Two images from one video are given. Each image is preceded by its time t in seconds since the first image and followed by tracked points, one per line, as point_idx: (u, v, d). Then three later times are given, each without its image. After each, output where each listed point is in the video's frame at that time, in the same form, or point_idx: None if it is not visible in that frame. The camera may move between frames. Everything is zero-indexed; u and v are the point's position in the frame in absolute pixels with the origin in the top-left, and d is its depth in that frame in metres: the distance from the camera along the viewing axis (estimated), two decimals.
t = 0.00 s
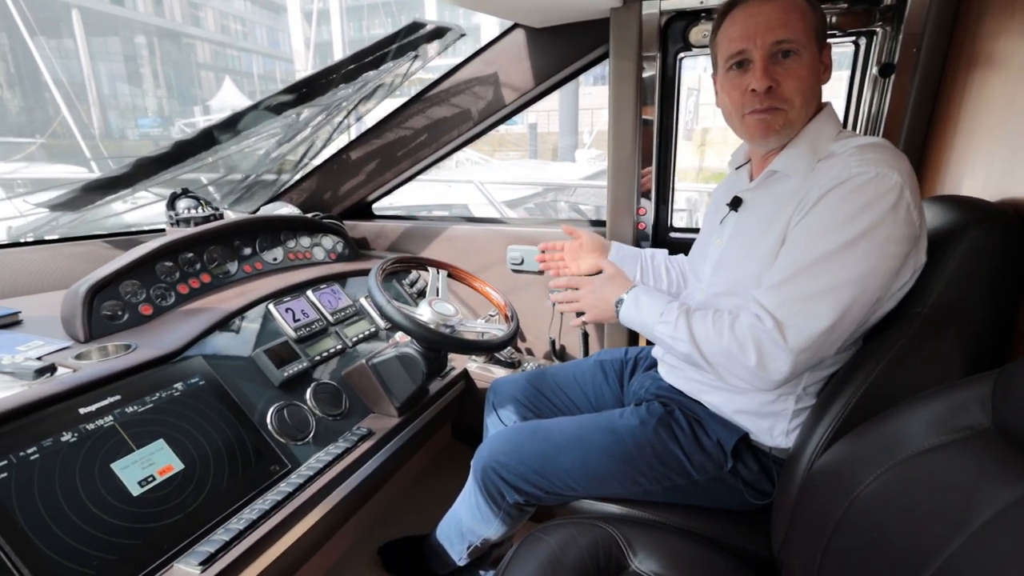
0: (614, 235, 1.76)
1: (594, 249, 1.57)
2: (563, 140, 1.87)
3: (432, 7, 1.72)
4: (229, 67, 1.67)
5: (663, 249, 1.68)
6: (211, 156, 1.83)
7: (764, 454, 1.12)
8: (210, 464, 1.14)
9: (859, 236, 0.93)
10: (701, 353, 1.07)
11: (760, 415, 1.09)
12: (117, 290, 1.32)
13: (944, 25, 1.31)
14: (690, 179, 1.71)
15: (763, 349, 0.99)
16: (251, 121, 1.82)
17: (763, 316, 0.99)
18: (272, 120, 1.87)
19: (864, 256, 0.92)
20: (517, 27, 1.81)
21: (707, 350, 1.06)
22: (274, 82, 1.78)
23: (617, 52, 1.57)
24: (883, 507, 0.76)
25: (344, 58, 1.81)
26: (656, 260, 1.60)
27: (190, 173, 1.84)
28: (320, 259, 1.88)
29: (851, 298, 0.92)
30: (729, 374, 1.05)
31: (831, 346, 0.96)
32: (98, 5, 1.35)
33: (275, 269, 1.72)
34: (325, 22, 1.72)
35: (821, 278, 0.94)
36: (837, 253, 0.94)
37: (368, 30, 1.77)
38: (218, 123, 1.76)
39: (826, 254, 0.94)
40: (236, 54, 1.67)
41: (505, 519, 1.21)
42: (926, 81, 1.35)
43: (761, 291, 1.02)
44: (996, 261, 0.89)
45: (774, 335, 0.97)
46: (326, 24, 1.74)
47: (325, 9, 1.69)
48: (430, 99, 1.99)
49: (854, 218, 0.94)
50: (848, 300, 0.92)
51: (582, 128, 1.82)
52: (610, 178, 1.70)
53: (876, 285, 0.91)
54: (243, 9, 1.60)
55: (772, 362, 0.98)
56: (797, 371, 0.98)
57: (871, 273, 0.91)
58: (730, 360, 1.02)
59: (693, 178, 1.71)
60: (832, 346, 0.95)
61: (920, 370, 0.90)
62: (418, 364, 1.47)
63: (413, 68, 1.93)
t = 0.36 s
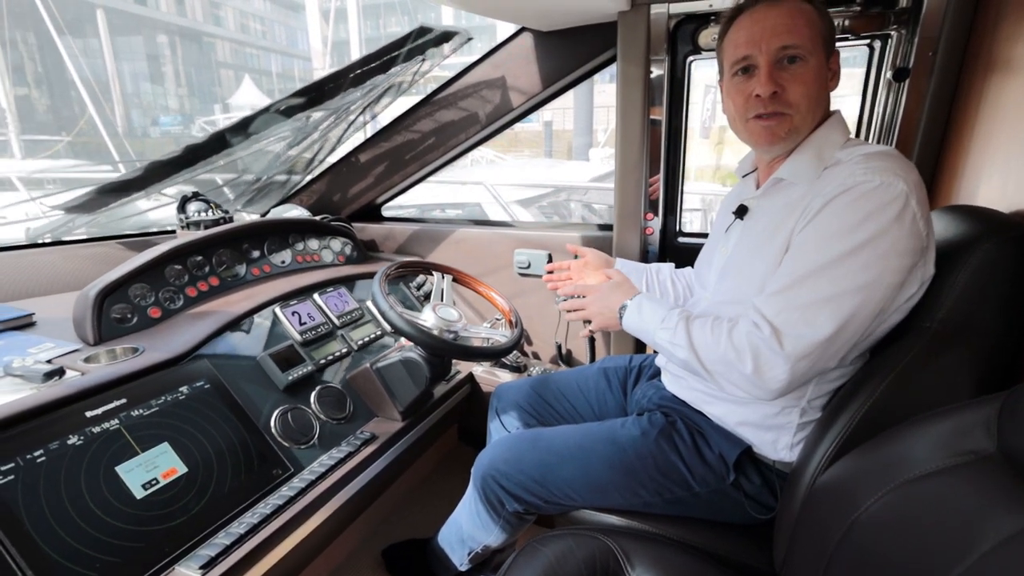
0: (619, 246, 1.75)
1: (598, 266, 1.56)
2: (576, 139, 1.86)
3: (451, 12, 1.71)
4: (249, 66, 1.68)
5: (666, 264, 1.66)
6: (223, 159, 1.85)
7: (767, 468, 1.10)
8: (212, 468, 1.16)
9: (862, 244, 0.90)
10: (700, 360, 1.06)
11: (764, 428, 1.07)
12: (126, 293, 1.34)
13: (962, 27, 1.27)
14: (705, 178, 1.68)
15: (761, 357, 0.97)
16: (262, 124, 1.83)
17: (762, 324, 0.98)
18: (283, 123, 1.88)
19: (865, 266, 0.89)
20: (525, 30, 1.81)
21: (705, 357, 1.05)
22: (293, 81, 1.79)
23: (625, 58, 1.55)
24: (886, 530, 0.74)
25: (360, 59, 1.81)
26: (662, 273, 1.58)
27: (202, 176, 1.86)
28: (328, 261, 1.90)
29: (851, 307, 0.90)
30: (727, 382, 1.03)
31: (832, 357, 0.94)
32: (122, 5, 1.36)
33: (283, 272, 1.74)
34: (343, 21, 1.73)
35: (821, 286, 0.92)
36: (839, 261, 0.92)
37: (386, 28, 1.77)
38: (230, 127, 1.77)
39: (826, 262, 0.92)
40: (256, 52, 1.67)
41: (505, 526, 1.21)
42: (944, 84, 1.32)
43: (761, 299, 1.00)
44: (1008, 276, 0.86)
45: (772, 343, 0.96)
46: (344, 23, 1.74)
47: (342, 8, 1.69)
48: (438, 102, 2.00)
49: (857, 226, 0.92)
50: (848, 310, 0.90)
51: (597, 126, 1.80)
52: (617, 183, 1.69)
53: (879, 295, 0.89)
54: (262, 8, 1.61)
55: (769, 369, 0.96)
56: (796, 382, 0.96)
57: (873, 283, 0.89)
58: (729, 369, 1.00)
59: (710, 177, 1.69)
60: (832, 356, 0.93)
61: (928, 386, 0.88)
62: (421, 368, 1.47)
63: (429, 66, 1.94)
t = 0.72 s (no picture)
0: (629, 243, 1.73)
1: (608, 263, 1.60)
2: (592, 138, 1.84)
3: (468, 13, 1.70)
4: (269, 65, 1.71)
5: (677, 266, 1.64)
6: (235, 161, 1.87)
7: (771, 481, 1.08)
8: (217, 469, 1.18)
9: (866, 249, 0.88)
10: (699, 366, 1.04)
11: (767, 440, 1.05)
12: (137, 296, 1.36)
13: (980, 30, 1.24)
14: (724, 177, 1.65)
15: (762, 363, 0.95)
16: (274, 127, 1.85)
17: (763, 330, 0.96)
18: (294, 126, 1.90)
19: (870, 271, 0.87)
20: (533, 34, 1.82)
21: (705, 364, 1.03)
22: (312, 79, 1.81)
23: (633, 59, 1.55)
24: (888, 551, 0.72)
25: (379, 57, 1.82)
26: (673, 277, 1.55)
27: (214, 179, 1.89)
28: (337, 264, 1.91)
29: (854, 313, 0.88)
30: (728, 389, 1.02)
31: (835, 364, 0.91)
32: (145, 5, 1.40)
33: (291, 274, 1.75)
34: (360, 20, 1.74)
35: (824, 291, 0.90)
36: (842, 266, 0.89)
37: (402, 27, 1.76)
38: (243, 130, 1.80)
39: (829, 267, 0.90)
40: (275, 51, 1.71)
41: (505, 533, 1.20)
42: (961, 89, 1.29)
43: (763, 304, 0.98)
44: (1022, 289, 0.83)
45: (773, 349, 0.94)
46: (362, 22, 1.74)
47: (360, 6, 1.70)
48: (447, 106, 2.01)
49: (861, 231, 0.89)
50: (851, 316, 0.88)
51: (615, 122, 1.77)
52: (624, 187, 1.68)
53: (883, 301, 0.87)
54: (284, 8, 1.64)
55: (770, 375, 0.94)
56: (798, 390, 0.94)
57: (878, 288, 0.87)
58: (729, 375, 0.99)
59: (728, 177, 1.65)
60: (836, 363, 0.91)
61: (937, 401, 0.85)
62: (425, 373, 1.49)
63: (448, 62, 1.91)
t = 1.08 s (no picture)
0: (631, 251, 1.74)
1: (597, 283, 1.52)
2: (600, 137, 1.82)
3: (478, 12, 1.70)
4: (279, 63, 1.73)
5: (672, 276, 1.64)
6: (240, 161, 1.88)
7: (769, 487, 1.07)
8: (217, 468, 1.19)
9: (866, 250, 0.87)
10: (698, 368, 1.04)
11: (765, 447, 1.04)
12: (140, 295, 1.38)
13: (989, 33, 1.23)
14: (735, 176, 1.64)
15: (760, 364, 0.94)
16: (279, 127, 1.86)
17: (762, 331, 0.95)
18: (300, 127, 1.91)
19: (870, 272, 0.86)
20: (537, 34, 1.81)
21: (705, 366, 1.02)
22: (322, 77, 1.81)
23: (636, 59, 1.54)
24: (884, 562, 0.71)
25: (390, 54, 1.82)
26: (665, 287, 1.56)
27: (219, 178, 1.90)
28: (340, 263, 1.92)
29: (854, 314, 0.86)
30: (727, 391, 1.00)
31: (834, 366, 0.90)
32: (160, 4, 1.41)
33: (295, 274, 1.76)
34: (371, 18, 1.74)
35: (823, 292, 0.89)
36: (842, 267, 0.88)
37: (412, 24, 1.75)
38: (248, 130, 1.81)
39: (829, 268, 0.89)
40: (287, 49, 1.72)
41: (503, 536, 1.20)
42: (971, 91, 1.27)
43: (762, 306, 0.97)
44: None
45: (772, 351, 0.92)
46: (373, 20, 1.75)
47: (371, 5, 1.70)
48: (450, 106, 2.01)
49: (860, 231, 0.88)
50: (851, 318, 0.86)
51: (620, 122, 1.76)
52: (627, 188, 1.67)
53: (883, 302, 0.85)
54: (296, 7, 1.65)
55: (768, 377, 0.93)
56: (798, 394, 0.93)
57: (877, 289, 0.85)
58: (728, 377, 0.98)
59: (739, 176, 1.64)
60: (835, 366, 0.90)
61: (938, 409, 0.83)
62: (425, 375, 1.50)
63: (455, 60, 1.91)
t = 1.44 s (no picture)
0: (631, 250, 1.73)
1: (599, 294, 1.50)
2: (605, 137, 1.82)
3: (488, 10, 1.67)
4: (285, 59, 1.72)
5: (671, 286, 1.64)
6: (244, 162, 1.90)
7: (766, 494, 1.07)
8: (218, 468, 1.20)
9: (859, 258, 0.87)
10: (694, 373, 1.04)
11: (761, 454, 1.04)
12: (144, 296, 1.39)
13: (993, 38, 1.23)
14: (739, 175, 1.63)
15: (754, 370, 0.94)
16: (284, 128, 1.88)
17: (756, 337, 0.95)
18: (303, 129, 1.93)
19: (864, 280, 0.86)
20: (538, 38, 1.82)
21: (700, 371, 1.03)
22: (328, 74, 1.82)
23: (637, 62, 1.55)
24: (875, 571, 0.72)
25: (399, 53, 1.84)
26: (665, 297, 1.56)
27: (223, 179, 1.91)
28: (342, 265, 1.94)
29: (847, 321, 0.87)
30: (722, 396, 1.01)
31: (827, 373, 0.90)
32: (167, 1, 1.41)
33: (297, 275, 1.78)
34: (377, 16, 1.71)
35: (816, 300, 0.89)
36: (835, 275, 0.88)
37: (419, 22, 1.73)
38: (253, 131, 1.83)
39: (822, 275, 0.89)
40: (292, 46, 1.72)
41: (500, 538, 1.21)
42: (973, 97, 1.27)
43: (757, 312, 0.97)
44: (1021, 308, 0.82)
45: (766, 357, 0.93)
46: (378, 18, 1.71)
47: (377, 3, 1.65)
48: (452, 109, 2.02)
49: (854, 240, 0.88)
50: (844, 325, 0.87)
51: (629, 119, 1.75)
52: (628, 192, 1.67)
53: (876, 310, 0.86)
54: (302, 4, 1.64)
55: (762, 383, 0.93)
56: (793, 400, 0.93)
57: (871, 297, 0.86)
58: (722, 383, 0.98)
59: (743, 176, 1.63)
60: (828, 373, 0.90)
61: (932, 419, 0.83)
62: (424, 377, 1.50)
63: (464, 57, 1.91)
